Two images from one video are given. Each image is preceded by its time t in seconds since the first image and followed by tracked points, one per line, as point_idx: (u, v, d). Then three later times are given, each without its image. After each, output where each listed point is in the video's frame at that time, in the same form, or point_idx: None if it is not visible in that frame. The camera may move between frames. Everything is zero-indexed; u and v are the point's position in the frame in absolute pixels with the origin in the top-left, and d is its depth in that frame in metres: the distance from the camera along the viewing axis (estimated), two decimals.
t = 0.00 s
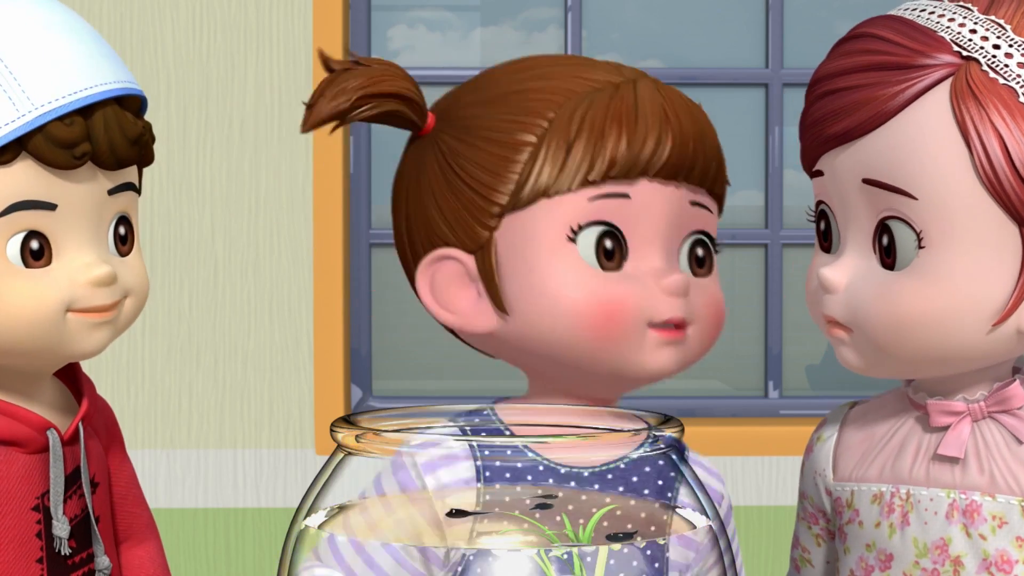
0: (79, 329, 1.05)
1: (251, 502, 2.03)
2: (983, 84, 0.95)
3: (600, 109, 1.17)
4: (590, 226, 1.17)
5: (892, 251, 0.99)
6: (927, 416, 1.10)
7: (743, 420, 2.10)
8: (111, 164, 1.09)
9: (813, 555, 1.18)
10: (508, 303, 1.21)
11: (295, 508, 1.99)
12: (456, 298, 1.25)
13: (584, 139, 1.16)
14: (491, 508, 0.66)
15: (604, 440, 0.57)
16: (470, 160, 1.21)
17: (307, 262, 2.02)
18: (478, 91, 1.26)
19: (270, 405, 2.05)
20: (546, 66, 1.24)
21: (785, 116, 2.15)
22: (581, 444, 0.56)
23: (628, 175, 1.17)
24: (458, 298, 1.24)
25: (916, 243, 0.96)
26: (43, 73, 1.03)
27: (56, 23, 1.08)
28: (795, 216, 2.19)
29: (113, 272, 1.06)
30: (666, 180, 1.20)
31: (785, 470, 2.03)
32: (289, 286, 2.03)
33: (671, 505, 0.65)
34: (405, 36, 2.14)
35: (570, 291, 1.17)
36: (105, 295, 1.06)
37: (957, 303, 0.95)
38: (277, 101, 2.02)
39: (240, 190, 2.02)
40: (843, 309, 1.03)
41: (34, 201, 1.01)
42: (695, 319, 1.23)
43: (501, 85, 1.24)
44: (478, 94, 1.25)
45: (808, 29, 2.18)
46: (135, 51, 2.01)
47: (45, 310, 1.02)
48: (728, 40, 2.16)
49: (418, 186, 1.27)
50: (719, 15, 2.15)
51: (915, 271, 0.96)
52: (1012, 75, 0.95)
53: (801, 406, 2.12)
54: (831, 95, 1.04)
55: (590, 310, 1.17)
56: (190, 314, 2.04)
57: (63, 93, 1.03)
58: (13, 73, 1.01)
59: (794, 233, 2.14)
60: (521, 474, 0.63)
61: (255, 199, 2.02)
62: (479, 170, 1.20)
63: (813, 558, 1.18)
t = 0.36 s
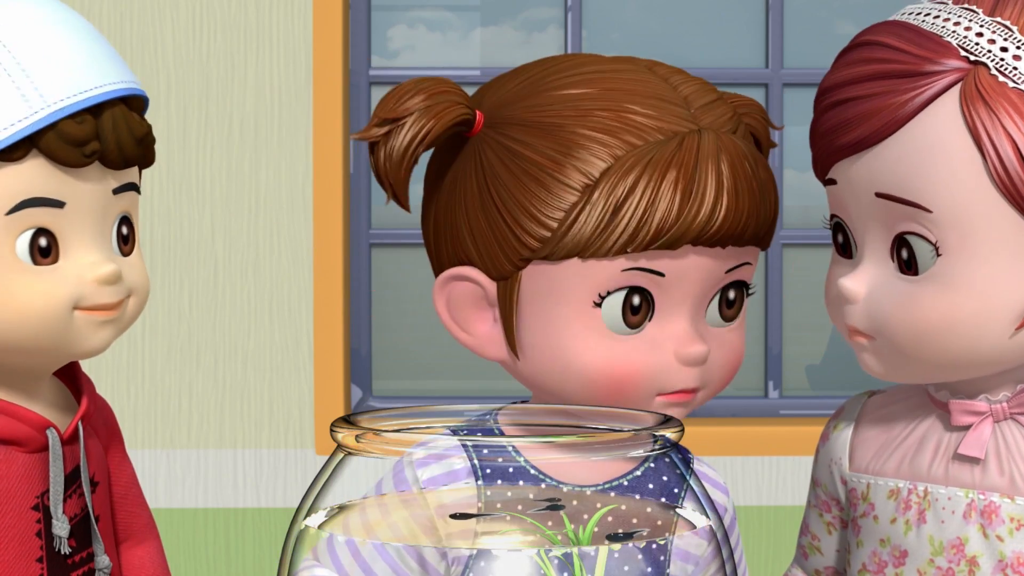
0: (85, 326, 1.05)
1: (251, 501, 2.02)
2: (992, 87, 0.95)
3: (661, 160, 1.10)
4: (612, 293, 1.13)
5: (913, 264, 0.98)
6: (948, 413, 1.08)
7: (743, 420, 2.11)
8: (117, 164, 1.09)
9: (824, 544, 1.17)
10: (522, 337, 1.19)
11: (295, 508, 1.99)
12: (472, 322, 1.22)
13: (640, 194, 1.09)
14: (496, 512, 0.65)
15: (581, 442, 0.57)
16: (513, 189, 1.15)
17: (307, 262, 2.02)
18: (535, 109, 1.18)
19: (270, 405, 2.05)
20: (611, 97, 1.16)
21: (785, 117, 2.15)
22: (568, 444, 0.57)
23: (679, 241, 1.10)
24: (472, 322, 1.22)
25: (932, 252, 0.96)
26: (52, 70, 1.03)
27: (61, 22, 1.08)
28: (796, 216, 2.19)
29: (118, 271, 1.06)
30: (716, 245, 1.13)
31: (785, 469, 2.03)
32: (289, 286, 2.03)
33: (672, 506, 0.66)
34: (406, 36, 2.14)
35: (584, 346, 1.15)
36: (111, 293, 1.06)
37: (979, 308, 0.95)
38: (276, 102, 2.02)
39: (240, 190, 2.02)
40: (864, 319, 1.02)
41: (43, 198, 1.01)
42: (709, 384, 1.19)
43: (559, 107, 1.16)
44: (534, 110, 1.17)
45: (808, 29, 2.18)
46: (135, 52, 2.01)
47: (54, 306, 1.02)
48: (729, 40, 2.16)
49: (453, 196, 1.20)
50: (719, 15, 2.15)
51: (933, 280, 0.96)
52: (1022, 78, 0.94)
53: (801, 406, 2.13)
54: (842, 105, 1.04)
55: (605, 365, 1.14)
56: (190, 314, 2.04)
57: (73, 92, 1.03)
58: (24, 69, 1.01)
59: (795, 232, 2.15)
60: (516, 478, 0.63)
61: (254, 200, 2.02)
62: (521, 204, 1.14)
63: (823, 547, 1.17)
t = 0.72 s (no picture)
0: (96, 322, 1.05)
1: (251, 502, 2.05)
2: (985, 88, 0.95)
3: (618, 205, 1.03)
4: (545, 338, 1.09)
5: (910, 267, 0.97)
6: (948, 412, 1.08)
7: (743, 420, 2.10)
8: (126, 167, 1.10)
9: (824, 547, 1.17)
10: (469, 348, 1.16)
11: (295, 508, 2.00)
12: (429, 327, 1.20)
13: (591, 238, 1.02)
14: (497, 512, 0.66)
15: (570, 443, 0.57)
16: (469, 211, 1.10)
17: (307, 262, 2.02)
18: (501, 131, 1.12)
19: (270, 404, 2.05)
20: (583, 127, 1.09)
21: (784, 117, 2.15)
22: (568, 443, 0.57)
23: (625, 295, 1.04)
24: (427, 331, 1.20)
25: (929, 255, 0.96)
26: (72, 70, 1.04)
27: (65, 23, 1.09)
28: (795, 216, 2.19)
29: (128, 269, 1.06)
30: (673, 300, 1.06)
31: (785, 469, 2.03)
32: (288, 286, 2.03)
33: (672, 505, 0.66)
34: (406, 36, 2.14)
35: (523, 381, 1.12)
36: (122, 290, 1.06)
37: (979, 308, 0.95)
38: (275, 102, 2.02)
39: (240, 190, 2.02)
40: (862, 321, 1.02)
41: (59, 192, 1.01)
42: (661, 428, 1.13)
43: (525, 132, 1.10)
44: (501, 131, 1.12)
45: (808, 29, 2.18)
46: (134, 53, 2.01)
47: (70, 301, 1.01)
48: (728, 40, 2.16)
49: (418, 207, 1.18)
50: (719, 15, 2.15)
51: (931, 281, 0.96)
52: (1015, 79, 0.95)
53: (801, 406, 2.13)
54: (835, 108, 1.04)
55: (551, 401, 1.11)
56: (190, 313, 2.04)
57: (91, 91, 1.05)
58: (47, 67, 1.03)
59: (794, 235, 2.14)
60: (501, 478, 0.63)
61: (255, 200, 2.02)
62: (475, 231, 1.10)
63: (823, 550, 1.17)
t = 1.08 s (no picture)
0: (130, 329, 1.06)
1: (251, 501, 2.05)
2: (993, 85, 0.95)
3: (436, 103, 1.18)
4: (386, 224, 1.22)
5: (911, 254, 0.98)
6: (947, 413, 1.08)
7: (744, 420, 2.10)
8: (181, 186, 1.12)
9: (824, 547, 1.17)
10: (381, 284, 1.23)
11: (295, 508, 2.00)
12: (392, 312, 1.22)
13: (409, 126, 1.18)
14: (493, 512, 0.65)
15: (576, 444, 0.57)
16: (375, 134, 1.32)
17: (307, 262, 2.03)
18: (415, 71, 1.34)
19: (270, 405, 2.05)
20: (461, 59, 1.27)
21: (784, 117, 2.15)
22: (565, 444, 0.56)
23: (430, 177, 1.15)
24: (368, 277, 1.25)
25: (933, 250, 0.96)
26: (164, 89, 1.06)
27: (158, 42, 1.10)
28: (795, 216, 2.19)
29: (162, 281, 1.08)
30: (477, 194, 1.14)
31: (785, 469, 2.04)
32: (288, 286, 2.03)
33: (670, 505, 0.64)
34: (406, 36, 2.14)
35: (406, 301, 1.19)
36: (154, 301, 1.08)
37: (980, 307, 0.95)
38: (277, 103, 2.02)
39: (240, 190, 2.02)
40: (863, 316, 1.02)
41: (123, 199, 1.03)
42: (483, 341, 1.16)
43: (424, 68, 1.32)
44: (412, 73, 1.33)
45: (808, 29, 2.18)
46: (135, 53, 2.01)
47: (114, 301, 1.03)
48: (729, 40, 2.16)
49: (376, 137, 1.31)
50: (719, 15, 2.15)
51: (932, 277, 0.96)
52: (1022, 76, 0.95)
53: (802, 406, 2.12)
54: (839, 103, 1.04)
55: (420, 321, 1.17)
56: (190, 313, 2.04)
57: (174, 111, 1.07)
58: (142, 78, 1.04)
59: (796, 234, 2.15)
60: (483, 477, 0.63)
61: (255, 200, 2.02)
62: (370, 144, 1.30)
63: (823, 549, 1.17)
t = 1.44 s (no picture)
0: (128, 319, 1.08)
1: (251, 501, 2.05)
2: (999, 84, 0.95)
3: (425, 109, 1.18)
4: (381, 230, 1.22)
5: (912, 248, 0.98)
6: (947, 413, 1.08)
7: (743, 420, 2.10)
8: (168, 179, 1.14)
9: (824, 546, 1.17)
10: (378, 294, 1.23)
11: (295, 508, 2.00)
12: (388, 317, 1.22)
13: (398, 134, 1.18)
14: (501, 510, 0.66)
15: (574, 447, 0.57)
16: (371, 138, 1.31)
17: (307, 262, 2.03)
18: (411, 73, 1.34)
19: (270, 405, 2.05)
20: (452, 61, 1.27)
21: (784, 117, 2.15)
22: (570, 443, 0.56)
23: (421, 186, 1.15)
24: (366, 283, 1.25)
25: (935, 247, 0.96)
26: (141, 77, 1.08)
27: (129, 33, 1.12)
28: (795, 216, 2.19)
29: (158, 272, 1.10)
30: (467, 203, 1.14)
31: (786, 469, 2.04)
32: (289, 286, 2.03)
33: (671, 505, 0.64)
34: (405, 36, 2.14)
35: (408, 307, 1.18)
36: (152, 290, 1.10)
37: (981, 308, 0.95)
38: (278, 104, 2.02)
39: (240, 190, 2.02)
40: (864, 313, 1.02)
41: (112, 190, 1.05)
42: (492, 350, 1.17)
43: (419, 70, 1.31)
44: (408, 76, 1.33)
45: (808, 29, 2.18)
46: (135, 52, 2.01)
47: (112, 293, 1.04)
48: (729, 40, 2.16)
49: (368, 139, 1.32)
50: (719, 14, 2.15)
51: (933, 273, 0.96)
52: None
53: (802, 406, 2.13)
54: (842, 99, 1.04)
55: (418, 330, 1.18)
56: (190, 313, 2.04)
57: (155, 99, 1.09)
58: (122, 68, 1.06)
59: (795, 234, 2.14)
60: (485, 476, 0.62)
61: (256, 200, 2.02)
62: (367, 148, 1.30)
63: (823, 549, 1.17)
